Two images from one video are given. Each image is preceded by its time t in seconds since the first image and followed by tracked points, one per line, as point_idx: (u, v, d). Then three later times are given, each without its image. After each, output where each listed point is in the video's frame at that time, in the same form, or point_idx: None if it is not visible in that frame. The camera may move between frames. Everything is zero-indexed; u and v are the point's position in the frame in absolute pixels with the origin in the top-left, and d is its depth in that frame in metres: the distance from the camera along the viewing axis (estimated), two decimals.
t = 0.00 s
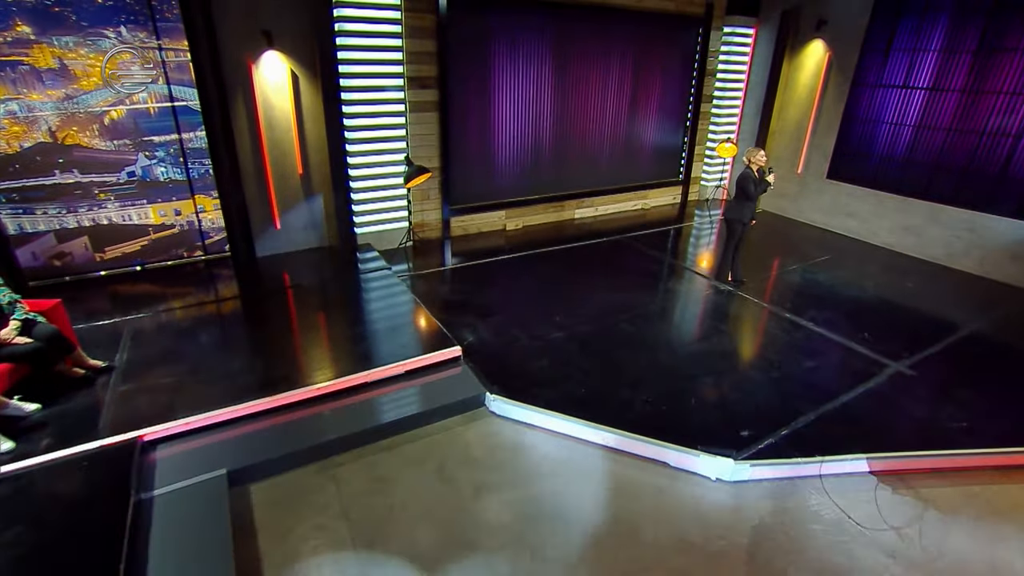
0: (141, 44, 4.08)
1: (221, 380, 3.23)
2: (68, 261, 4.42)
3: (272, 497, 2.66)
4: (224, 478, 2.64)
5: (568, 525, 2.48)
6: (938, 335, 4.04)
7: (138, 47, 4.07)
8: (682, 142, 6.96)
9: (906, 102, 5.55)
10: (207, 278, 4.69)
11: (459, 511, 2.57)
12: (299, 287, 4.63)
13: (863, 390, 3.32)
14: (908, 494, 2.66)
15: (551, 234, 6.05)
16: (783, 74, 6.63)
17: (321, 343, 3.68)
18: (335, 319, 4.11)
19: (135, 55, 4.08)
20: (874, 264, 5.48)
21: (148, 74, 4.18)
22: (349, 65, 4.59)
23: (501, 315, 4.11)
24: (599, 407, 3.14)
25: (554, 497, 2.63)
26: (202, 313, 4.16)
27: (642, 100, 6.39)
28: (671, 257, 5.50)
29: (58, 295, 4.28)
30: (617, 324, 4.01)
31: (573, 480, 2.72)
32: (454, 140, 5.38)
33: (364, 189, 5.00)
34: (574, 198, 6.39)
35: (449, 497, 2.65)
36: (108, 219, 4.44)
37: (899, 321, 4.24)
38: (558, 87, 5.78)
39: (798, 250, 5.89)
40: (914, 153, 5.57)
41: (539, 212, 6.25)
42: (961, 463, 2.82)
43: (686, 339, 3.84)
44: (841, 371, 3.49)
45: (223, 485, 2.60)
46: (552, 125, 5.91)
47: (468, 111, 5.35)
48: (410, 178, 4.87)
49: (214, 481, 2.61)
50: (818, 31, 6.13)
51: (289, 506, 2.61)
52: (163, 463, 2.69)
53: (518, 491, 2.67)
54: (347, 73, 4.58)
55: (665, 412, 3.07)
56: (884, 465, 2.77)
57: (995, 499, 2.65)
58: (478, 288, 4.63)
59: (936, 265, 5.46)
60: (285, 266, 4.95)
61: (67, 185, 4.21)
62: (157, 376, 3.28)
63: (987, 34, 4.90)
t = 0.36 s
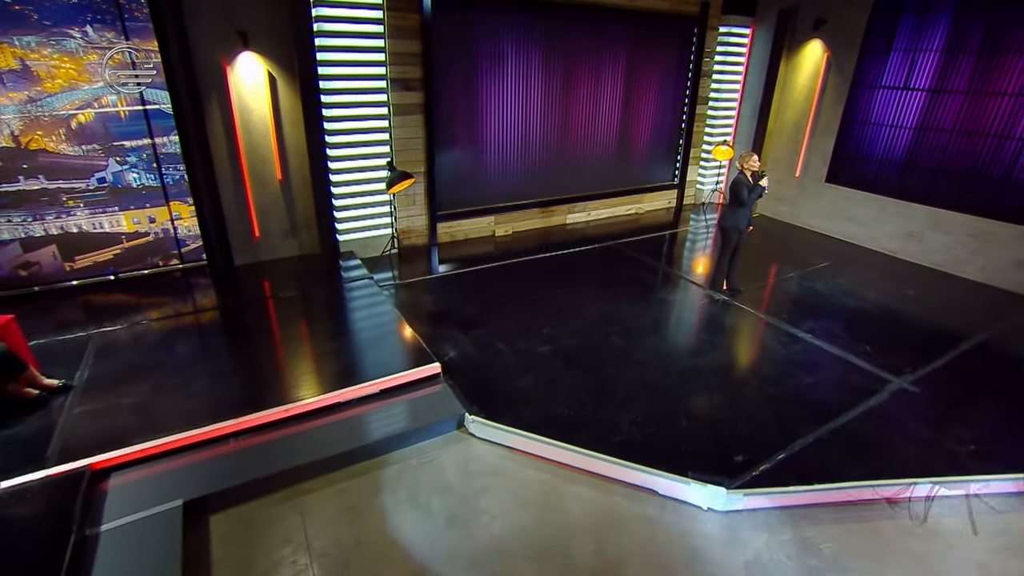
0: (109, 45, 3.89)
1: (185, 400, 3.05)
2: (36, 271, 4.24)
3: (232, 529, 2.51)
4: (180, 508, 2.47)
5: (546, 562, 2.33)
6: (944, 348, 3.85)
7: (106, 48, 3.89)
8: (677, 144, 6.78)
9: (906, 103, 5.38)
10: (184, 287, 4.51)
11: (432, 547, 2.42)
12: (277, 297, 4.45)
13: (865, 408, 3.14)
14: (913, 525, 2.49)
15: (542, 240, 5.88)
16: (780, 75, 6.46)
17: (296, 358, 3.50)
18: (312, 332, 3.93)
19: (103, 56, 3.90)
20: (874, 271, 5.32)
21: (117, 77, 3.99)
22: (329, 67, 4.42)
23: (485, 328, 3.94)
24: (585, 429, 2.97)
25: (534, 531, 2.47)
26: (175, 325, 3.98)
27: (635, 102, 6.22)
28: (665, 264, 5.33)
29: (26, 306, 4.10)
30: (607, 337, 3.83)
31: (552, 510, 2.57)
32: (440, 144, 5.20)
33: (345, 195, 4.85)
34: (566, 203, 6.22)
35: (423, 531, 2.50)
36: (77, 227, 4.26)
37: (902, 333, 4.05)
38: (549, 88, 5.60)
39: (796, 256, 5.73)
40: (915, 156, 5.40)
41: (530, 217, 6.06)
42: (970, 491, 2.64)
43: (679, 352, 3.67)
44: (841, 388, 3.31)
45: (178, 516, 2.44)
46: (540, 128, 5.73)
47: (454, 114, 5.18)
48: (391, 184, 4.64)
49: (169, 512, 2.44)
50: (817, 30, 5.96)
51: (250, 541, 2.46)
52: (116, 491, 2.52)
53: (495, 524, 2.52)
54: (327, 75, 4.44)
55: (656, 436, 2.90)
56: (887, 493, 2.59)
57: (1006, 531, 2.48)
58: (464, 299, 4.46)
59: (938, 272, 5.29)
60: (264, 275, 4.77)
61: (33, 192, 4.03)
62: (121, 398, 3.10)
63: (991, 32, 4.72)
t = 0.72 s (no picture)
0: (83, 46, 3.74)
1: (152, 421, 2.90)
2: (10, 279, 4.10)
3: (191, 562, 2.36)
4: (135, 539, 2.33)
5: None
6: (951, 361, 3.67)
7: (79, 49, 3.73)
8: (676, 146, 6.60)
9: (912, 105, 5.20)
10: (165, 296, 4.36)
11: None
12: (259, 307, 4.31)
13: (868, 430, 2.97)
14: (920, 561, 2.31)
15: (536, 246, 5.72)
16: (782, 75, 6.28)
17: (272, 374, 3.35)
18: (291, 344, 3.77)
19: (76, 57, 3.74)
20: (878, 278, 5.13)
21: (91, 78, 3.84)
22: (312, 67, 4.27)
23: (471, 341, 3.78)
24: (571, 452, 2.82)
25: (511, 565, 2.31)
26: (150, 336, 3.83)
27: (633, 104, 6.05)
28: (662, 270, 5.16)
29: None
30: (597, 350, 3.67)
31: (531, 541, 2.43)
32: (430, 147, 5.04)
33: (330, 200, 4.71)
34: (560, 207, 6.06)
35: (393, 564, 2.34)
36: (52, 233, 4.11)
37: (907, 345, 3.88)
38: (543, 89, 5.43)
39: (798, 262, 5.55)
40: (921, 159, 5.22)
41: (523, 221, 5.91)
42: (982, 522, 2.46)
43: (673, 367, 3.50)
44: (842, 406, 3.14)
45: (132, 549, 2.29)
46: (534, 131, 5.56)
47: (443, 116, 5.01)
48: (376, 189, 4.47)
49: (122, 544, 2.30)
50: (820, 29, 5.78)
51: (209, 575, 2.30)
52: (69, 519, 2.39)
53: (471, 557, 2.36)
54: (310, 76, 4.30)
55: (646, 462, 2.73)
56: (892, 524, 2.41)
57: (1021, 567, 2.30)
58: (451, 310, 4.31)
59: (945, 280, 5.10)
60: (247, 283, 4.62)
61: (4, 198, 3.88)
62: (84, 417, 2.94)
63: (1001, 31, 4.53)
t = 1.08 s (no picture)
0: (56, 47, 3.59)
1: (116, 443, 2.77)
2: None
3: None
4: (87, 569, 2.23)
5: None
6: (957, 377, 3.50)
7: (51, 49, 3.58)
8: (675, 147, 6.44)
9: (918, 106, 5.02)
10: (147, 302, 4.25)
11: None
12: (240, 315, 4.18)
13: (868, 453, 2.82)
14: None
15: (528, 251, 5.57)
16: (783, 75, 6.11)
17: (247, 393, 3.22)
18: (270, 356, 3.64)
19: (48, 58, 3.59)
20: (882, 286, 4.97)
21: (65, 80, 3.69)
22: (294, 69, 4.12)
23: (456, 353, 3.65)
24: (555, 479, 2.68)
25: None
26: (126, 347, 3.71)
27: (629, 104, 5.89)
28: (658, 276, 5.01)
29: None
30: (586, 364, 3.51)
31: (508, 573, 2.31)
32: (419, 150, 4.90)
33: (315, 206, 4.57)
34: (553, 211, 5.92)
35: None
36: (28, 239, 3.98)
37: (911, 359, 3.71)
38: (536, 89, 5.28)
39: (800, 268, 5.38)
40: (926, 163, 5.04)
41: (515, 226, 5.77)
42: (988, 557, 2.31)
43: (665, 382, 3.35)
44: (841, 427, 3.00)
45: None
46: (528, 133, 5.42)
47: (433, 118, 4.87)
48: (361, 195, 4.32)
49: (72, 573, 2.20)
50: (823, 27, 5.61)
51: None
52: (21, 547, 2.32)
53: None
54: (293, 78, 4.16)
55: (633, 491, 2.59)
56: (891, 560, 2.27)
57: None
58: (438, 319, 4.17)
59: (951, 287, 4.94)
60: (230, 290, 4.49)
61: None
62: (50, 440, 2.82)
63: (1012, 30, 4.36)
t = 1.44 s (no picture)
0: (26, 47, 3.47)
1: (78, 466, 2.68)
2: None
3: None
4: None
5: None
6: (959, 393, 3.36)
7: (21, 50, 3.47)
8: (673, 148, 6.29)
9: (922, 107, 4.87)
10: (128, 308, 4.18)
11: None
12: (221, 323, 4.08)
13: (861, 477, 2.70)
14: None
15: (521, 255, 5.44)
16: (784, 74, 5.96)
17: (219, 412, 3.13)
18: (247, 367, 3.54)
19: (19, 59, 3.48)
20: (884, 292, 4.82)
21: (38, 82, 3.58)
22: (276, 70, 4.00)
23: (439, 365, 3.54)
24: (534, 505, 2.58)
25: None
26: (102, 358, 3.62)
27: (625, 103, 5.76)
28: (653, 281, 4.88)
29: None
30: (572, 378, 3.39)
31: None
32: (407, 151, 4.78)
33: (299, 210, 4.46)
34: (546, 212, 5.77)
35: None
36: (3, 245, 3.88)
37: (910, 373, 3.57)
38: (528, 88, 5.15)
39: (799, 272, 5.24)
40: (930, 165, 4.89)
41: (507, 228, 5.64)
42: None
43: (653, 398, 3.22)
44: (834, 447, 2.87)
45: None
46: (520, 134, 5.30)
47: (421, 119, 4.75)
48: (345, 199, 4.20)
49: None
50: (825, 25, 5.45)
51: None
52: None
53: None
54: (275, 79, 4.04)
55: (614, 519, 2.48)
56: None
57: None
58: (423, 327, 4.06)
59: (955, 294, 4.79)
60: (212, 297, 4.40)
61: None
62: (17, 463, 2.77)
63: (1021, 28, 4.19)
